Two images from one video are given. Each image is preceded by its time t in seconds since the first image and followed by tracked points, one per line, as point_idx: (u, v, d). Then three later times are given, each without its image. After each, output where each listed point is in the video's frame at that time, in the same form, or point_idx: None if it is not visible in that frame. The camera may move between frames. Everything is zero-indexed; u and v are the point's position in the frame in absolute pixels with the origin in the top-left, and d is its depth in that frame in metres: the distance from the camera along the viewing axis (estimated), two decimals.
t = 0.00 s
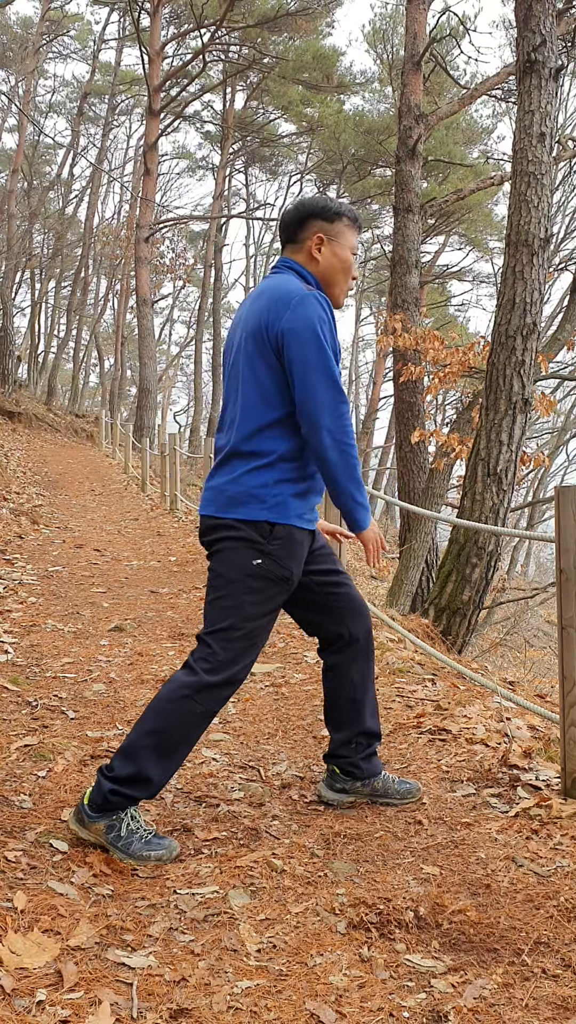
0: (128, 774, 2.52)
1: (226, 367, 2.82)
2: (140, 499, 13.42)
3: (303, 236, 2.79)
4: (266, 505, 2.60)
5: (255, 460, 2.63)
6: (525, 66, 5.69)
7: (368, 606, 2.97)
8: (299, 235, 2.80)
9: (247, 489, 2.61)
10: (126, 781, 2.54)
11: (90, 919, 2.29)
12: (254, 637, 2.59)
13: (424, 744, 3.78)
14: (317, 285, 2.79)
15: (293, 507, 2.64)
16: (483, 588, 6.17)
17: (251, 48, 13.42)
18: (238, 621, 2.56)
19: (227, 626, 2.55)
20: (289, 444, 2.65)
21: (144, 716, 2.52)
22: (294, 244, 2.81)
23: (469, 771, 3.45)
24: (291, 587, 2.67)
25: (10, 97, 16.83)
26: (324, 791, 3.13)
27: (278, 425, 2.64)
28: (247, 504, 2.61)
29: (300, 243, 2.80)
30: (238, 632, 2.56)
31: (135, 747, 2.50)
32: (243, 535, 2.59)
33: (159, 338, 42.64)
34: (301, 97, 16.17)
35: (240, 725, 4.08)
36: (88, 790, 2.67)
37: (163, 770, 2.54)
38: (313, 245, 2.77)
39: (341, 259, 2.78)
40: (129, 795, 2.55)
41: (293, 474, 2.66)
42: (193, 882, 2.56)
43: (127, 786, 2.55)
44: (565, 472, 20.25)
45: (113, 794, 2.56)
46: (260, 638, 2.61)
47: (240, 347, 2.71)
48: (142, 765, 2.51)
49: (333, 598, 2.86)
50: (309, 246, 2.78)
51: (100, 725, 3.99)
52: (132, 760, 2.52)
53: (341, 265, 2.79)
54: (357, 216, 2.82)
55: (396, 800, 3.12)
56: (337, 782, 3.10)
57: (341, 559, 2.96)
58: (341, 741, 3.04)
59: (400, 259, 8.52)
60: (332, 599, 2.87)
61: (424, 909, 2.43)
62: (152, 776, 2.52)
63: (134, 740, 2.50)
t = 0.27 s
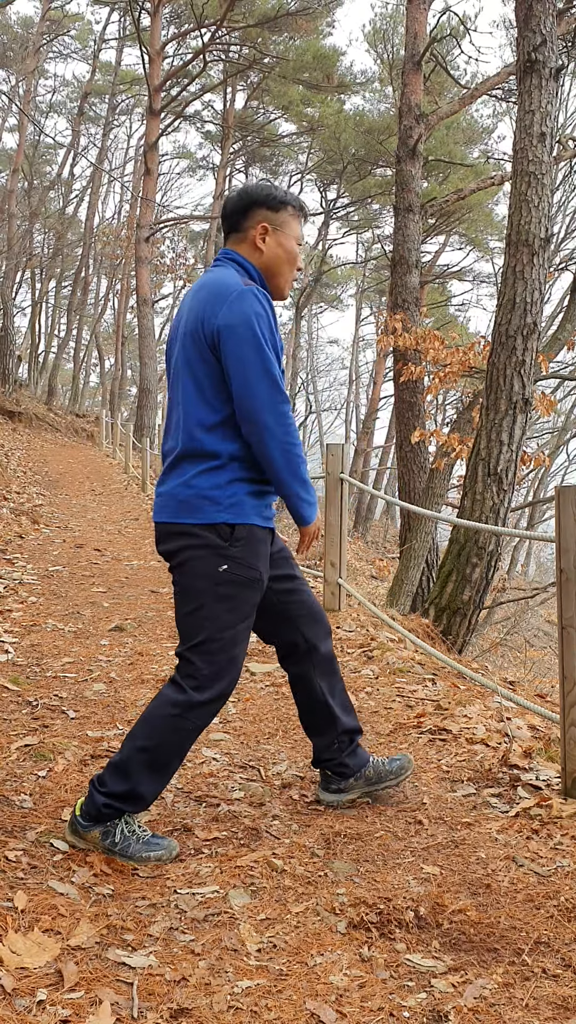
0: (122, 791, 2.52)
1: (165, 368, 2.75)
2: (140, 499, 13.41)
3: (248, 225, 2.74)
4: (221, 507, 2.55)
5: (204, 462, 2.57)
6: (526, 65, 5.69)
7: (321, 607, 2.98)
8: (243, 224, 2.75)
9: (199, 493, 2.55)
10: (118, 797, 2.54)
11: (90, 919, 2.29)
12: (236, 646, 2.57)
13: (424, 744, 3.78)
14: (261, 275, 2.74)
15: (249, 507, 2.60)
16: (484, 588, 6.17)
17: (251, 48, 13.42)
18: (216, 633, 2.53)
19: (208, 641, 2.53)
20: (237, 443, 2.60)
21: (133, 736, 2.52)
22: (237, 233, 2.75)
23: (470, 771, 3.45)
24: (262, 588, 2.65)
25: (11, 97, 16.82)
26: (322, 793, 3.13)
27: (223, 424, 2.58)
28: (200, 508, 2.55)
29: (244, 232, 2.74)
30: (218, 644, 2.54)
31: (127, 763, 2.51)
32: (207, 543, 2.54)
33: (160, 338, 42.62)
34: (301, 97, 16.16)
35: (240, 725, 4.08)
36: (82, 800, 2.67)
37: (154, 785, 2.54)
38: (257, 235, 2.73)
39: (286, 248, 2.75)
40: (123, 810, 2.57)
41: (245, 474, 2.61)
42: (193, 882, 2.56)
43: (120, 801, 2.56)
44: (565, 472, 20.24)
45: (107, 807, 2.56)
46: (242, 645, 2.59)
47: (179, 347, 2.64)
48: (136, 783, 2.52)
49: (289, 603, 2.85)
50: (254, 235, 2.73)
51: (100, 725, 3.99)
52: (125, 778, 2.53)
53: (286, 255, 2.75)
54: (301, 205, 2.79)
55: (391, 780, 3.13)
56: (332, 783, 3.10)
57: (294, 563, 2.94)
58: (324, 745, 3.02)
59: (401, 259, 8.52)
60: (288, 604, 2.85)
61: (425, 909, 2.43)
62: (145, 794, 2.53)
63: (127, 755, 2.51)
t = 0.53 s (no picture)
0: (118, 794, 2.52)
1: (157, 365, 2.74)
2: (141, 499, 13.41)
3: (234, 219, 2.73)
4: (214, 502, 2.54)
5: (195, 457, 2.56)
6: (526, 65, 5.69)
7: (314, 605, 2.98)
8: (229, 218, 2.74)
9: (191, 488, 2.54)
10: (115, 800, 2.53)
11: (90, 919, 2.30)
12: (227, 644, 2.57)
13: (424, 744, 3.78)
14: (250, 268, 2.75)
15: (242, 503, 2.58)
16: (484, 588, 6.17)
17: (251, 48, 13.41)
18: (209, 631, 2.53)
19: (197, 637, 2.52)
20: (228, 437, 2.57)
21: (127, 736, 2.51)
22: (224, 227, 2.74)
23: (470, 771, 3.45)
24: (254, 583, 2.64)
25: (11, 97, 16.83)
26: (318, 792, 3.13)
27: (212, 417, 2.56)
28: (192, 503, 2.54)
29: (231, 227, 2.73)
30: (209, 641, 2.53)
31: (124, 768, 2.50)
32: (200, 539, 2.53)
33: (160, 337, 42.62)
34: (302, 97, 16.17)
35: (240, 725, 4.08)
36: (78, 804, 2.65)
37: (151, 786, 2.54)
38: (244, 227, 2.72)
39: (274, 241, 2.75)
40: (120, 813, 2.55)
41: (236, 469, 2.59)
42: (194, 882, 2.56)
43: (118, 804, 2.55)
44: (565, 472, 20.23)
45: (104, 812, 2.55)
46: (233, 642, 2.59)
47: (169, 343, 2.64)
48: (131, 786, 2.52)
49: (283, 600, 2.85)
50: (241, 229, 2.72)
51: (101, 725, 3.99)
52: (120, 780, 2.52)
53: (273, 247, 2.75)
54: (286, 195, 2.78)
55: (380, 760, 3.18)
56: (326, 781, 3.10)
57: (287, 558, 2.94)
58: (311, 744, 3.01)
59: (401, 259, 8.51)
60: (281, 601, 2.85)
61: (425, 910, 2.43)
62: (141, 796, 2.53)
63: (122, 759, 2.50)
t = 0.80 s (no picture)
0: (119, 774, 2.52)
1: (214, 359, 2.82)
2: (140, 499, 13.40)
3: (286, 225, 2.78)
4: (256, 495, 2.58)
5: (244, 449, 2.62)
6: (526, 65, 5.69)
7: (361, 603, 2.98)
8: (281, 224, 2.79)
9: (237, 479, 2.60)
10: (118, 782, 2.54)
11: (90, 919, 2.30)
12: (237, 629, 2.57)
13: (424, 744, 3.78)
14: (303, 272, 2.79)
15: (284, 497, 2.61)
16: (484, 588, 6.16)
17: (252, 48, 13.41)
18: (221, 612, 2.54)
19: (210, 616, 2.54)
20: (277, 431, 2.62)
21: (133, 710, 2.53)
22: (276, 233, 2.80)
23: (470, 772, 3.45)
24: (278, 579, 2.65)
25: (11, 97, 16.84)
26: (322, 792, 3.14)
27: (262, 407, 2.61)
28: (237, 494, 2.59)
29: (283, 233, 2.79)
30: (220, 623, 2.55)
31: (126, 747, 2.51)
32: (232, 526, 2.58)
33: (160, 337, 42.60)
34: (302, 98, 16.17)
35: (240, 725, 4.08)
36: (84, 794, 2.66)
37: (154, 769, 2.54)
38: (296, 232, 2.77)
39: (325, 245, 2.79)
40: (124, 796, 2.56)
41: (283, 462, 2.63)
42: (194, 882, 2.56)
43: (121, 788, 2.56)
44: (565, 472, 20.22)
45: (107, 797, 2.56)
46: (243, 630, 2.59)
47: (226, 337, 2.72)
48: (134, 766, 2.51)
49: (329, 595, 2.86)
50: (292, 234, 2.77)
51: (101, 725, 3.99)
52: (122, 761, 2.52)
53: (324, 251, 2.79)
54: (336, 202, 2.83)
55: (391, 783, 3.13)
56: (333, 782, 3.11)
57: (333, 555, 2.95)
58: (331, 739, 3.04)
59: (401, 259, 8.51)
60: (328, 597, 2.86)
61: (425, 910, 2.43)
62: (144, 775, 2.52)
63: (124, 740, 2.51)
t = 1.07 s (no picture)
0: (152, 761, 2.52)
1: (271, 376, 2.87)
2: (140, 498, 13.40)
3: (350, 254, 2.81)
4: (303, 509, 2.62)
5: (293, 465, 2.66)
6: (526, 65, 5.70)
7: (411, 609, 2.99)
8: (346, 253, 2.82)
9: (284, 493, 2.64)
10: (149, 768, 2.54)
11: (91, 919, 2.30)
12: (285, 636, 2.59)
13: (424, 744, 3.78)
14: (364, 300, 2.82)
15: (331, 513, 2.64)
16: (484, 588, 6.16)
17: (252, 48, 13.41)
18: (271, 617, 2.57)
19: (259, 619, 2.57)
20: (328, 449, 2.66)
21: (171, 704, 2.54)
22: (341, 261, 2.83)
23: (470, 772, 3.45)
24: (325, 589, 2.67)
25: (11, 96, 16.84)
26: (327, 791, 3.13)
27: (314, 426, 2.64)
28: (284, 507, 2.64)
29: (347, 261, 2.82)
30: (269, 627, 2.57)
31: (161, 734, 2.51)
32: (282, 534, 2.62)
33: (160, 337, 42.61)
34: (302, 98, 16.18)
35: (240, 725, 4.08)
36: (108, 775, 2.67)
37: (187, 757, 2.54)
38: (360, 262, 2.80)
39: (388, 276, 2.81)
40: (152, 783, 2.55)
41: (330, 480, 2.66)
42: (194, 882, 2.56)
43: (151, 774, 2.55)
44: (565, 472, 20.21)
45: (135, 781, 2.56)
46: (290, 637, 2.61)
47: (283, 357, 2.77)
48: (166, 752, 2.51)
49: (379, 599, 2.87)
50: (356, 264, 2.80)
51: (101, 725, 3.99)
52: (156, 747, 2.52)
53: (387, 281, 2.81)
54: (403, 234, 2.84)
55: (397, 800, 3.12)
56: (339, 781, 3.11)
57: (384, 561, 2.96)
58: (354, 737, 3.04)
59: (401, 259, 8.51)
60: (377, 600, 2.87)
61: (425, 910, 2.43)
62: (176, 763, 2.52)
63: (161, 726, 2.51)
